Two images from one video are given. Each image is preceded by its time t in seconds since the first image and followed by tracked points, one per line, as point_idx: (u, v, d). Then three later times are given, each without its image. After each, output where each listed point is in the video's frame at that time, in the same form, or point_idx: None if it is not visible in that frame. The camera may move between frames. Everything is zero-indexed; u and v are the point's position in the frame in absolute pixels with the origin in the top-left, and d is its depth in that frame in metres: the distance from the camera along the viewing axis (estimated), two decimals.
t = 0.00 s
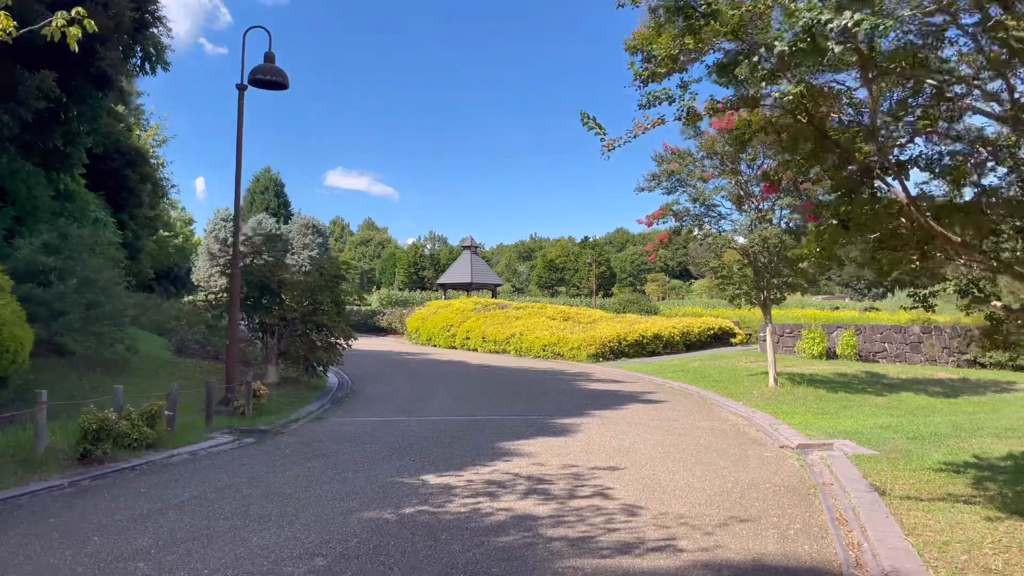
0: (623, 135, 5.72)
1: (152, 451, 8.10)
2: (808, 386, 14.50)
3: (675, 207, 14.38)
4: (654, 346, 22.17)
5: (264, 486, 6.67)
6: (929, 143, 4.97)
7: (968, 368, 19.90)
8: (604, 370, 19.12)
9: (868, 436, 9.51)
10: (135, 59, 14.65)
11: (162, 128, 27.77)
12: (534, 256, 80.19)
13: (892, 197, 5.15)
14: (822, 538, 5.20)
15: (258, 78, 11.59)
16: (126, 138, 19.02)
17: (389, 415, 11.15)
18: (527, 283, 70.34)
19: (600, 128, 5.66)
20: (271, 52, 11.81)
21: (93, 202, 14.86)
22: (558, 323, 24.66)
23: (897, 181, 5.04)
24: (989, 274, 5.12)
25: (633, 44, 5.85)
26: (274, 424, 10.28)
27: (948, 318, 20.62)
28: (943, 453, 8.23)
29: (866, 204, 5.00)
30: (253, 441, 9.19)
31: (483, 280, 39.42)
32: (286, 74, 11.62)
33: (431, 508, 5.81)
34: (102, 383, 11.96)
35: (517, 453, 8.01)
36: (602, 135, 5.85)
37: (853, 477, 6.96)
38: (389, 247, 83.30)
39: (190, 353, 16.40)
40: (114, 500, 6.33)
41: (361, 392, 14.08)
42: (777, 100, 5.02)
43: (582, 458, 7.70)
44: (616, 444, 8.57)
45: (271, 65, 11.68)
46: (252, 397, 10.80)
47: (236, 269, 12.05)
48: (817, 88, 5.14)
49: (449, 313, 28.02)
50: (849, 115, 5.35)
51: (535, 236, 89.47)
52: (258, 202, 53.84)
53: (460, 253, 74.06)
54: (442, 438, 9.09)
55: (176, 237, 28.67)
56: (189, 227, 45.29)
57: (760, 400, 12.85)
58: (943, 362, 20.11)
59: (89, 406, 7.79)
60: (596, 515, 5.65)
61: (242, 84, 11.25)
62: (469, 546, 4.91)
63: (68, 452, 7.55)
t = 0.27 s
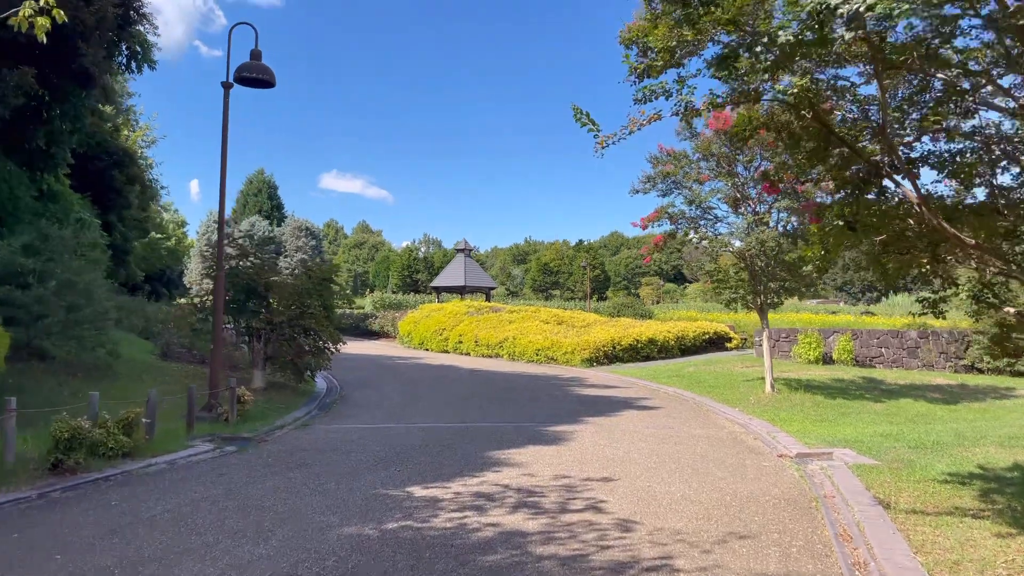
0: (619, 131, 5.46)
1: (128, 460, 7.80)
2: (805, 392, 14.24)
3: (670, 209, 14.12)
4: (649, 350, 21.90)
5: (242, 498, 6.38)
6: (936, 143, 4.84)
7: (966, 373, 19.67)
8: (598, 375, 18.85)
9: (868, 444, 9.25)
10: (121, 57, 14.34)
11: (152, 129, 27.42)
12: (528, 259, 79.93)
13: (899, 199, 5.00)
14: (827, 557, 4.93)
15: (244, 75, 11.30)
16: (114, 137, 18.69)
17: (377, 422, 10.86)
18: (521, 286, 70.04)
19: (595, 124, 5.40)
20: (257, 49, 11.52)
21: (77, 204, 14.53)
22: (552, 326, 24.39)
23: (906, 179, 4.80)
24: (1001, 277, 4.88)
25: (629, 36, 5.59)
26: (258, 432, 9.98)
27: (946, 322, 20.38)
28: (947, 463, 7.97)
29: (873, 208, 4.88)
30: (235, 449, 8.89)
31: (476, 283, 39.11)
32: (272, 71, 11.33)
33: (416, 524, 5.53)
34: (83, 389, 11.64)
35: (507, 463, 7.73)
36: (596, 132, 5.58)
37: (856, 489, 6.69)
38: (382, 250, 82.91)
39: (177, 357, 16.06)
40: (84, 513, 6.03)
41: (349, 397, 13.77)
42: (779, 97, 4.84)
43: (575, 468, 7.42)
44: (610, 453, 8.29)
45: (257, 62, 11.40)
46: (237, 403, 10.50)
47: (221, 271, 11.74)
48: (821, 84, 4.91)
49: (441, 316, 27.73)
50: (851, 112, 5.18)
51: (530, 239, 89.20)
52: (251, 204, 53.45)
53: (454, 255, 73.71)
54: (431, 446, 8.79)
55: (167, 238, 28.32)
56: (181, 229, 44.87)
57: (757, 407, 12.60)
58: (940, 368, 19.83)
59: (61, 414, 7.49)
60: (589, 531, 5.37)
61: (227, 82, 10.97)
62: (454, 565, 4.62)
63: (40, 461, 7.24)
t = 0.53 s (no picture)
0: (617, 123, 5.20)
1: (107, 466, 7.53)
2: (805, 396, 13.98)
3: (669, 209, 13.86)
4: (646, 353, 21.63)
5: (222, 506, 6.09)
6: (952, 134, 4.58)
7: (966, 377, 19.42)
8: (594, 378, 18.57)
9: (872, 450, 8.99)
10: (109, 54, 14.03)
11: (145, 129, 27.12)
12: (525, 262, 79.67)
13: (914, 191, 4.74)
14: (838, 571, 4.65)
15: (232, 71, 11.03)
16: (104, 137, 18.38)
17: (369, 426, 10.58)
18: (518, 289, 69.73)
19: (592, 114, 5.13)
20: (246, 44, 11.25)
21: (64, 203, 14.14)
22: (549, 329, 24.12)
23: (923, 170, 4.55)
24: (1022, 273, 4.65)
25: (628, 23, 5.33)
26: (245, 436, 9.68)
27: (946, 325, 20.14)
28: (955, 470, 7.71)
29: (886, 202, 4.63)
30: (220, 454, 8.59)
31: (472, 286, 38.83)
32: (261, 66, 11.06)
33: (403, 534, 5.24)
34: (65, 392, 11.33)
35: (501, 470, 7.44)
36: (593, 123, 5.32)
37: (863, 497, 6.42)
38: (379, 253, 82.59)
39: (165, 360, 15.75)
40: (55, 523, 5.73)
41: (341, 401, 13.47)
42: (788, 84, 4.58)
43: (571, 475, 7.13)
44: (607, 459, 8.01)
45: (246, 57, 11.13)
46: (223, 407, 10.20)
47: (208, 270, 11.44)
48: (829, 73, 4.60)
49: (436, 319, 27.44)
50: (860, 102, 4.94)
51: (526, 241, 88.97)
52: (246, 206, 53.13)
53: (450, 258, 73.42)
54: (422, 452, 8.50)
55: (160, 239, 27.99)
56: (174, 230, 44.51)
57: (757, 411, 12.33)
58: (941, 371, 19.55)
59: (36, 418, 7.22)
60: (586, 542, 5.09)
61: (215, 77, 10.69)
62: None
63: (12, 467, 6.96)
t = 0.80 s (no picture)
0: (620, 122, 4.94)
1: (89, 478, 7.21)
2: (810, 403, 13.70)
3: (670, 213, 13.61)
4: (646, 359, 21.35)
5: (205, 522, 5.79)
6: (976, 133, 4.33)
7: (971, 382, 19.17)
8: (594, 384, 18.29)
9: (883, 460, 8.70)
10: (101, 54, 13.73)
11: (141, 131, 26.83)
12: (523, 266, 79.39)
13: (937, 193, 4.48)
14: None
15: (224, 69, 10.76)
16: (97, 138, 18.09)
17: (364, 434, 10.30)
18: (516, 293, 69.41)
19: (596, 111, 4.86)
20: (238, 43, 10.98)
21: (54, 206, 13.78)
22: (548, 334, 23.84)
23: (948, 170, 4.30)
24: None
25: (633, 16, 5.06)
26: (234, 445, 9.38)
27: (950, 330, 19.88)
28: (970, 483, 7.43)
29: (908, 203, 4.38)
30: (208, 465, 8.28)
31: (470, 289, 38.55)
32: (254, 65, 10.79)
33: (394, 555, 4.95)
34: (51, 398, 11.03)
35: (499, 483, 7.14)
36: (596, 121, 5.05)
37: (878, 513, 6.13)
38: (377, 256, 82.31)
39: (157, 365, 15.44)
40: (28, 540, 5.43)
41: (335, 407, 13.18)
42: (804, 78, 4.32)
43: (572, 489, 6.84)
44: (609, 471, 7.72)
45: (238, 56, 10.86)
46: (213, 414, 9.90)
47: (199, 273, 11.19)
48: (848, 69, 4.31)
49: (434, 323, 27.16)
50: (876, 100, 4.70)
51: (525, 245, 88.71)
52: (244, 209, 52.83)
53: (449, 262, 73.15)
54: (417, 463, 8.20)
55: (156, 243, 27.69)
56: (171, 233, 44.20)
57: (761, 418, 12.05)
58: (944, 377, 19.31)
59: (14, 429, 6.92)
60: (589, 564, 4.80)
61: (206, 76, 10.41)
62: None
63: None
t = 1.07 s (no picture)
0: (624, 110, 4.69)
1: (70, 485, 6.94)
2: (814, 407, 13.44)
3: (672, 213, 13.36)
4: (648, 361, 21.08)
5: (187, 533, 5.52)
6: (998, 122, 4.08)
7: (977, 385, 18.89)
8: (595, 387, 18.02)
9: (892, 467, 8.43)
10: (93, 51, 13.47)
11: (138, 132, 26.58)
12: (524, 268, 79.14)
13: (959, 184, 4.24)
14: None
15: (215, 66, 10.50)
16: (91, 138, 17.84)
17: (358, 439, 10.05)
18: (516, 296, 69.13)
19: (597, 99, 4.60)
20: (230, 38, 10.72)
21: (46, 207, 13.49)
22: (548, 336, 23.58)
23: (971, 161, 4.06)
24: None
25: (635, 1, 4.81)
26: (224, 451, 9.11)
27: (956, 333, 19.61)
28: (984, 490, 7.16)
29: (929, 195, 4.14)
30: (196, 471, 8.02)
31: (470, 292, 38.28)
32: (246, 61, 10.53)
33: (383, 569, 4.68)
34: (39, 402, 10.76)
35: (495, 490, 6.87)
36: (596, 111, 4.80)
37: (891, 523, 5.87)
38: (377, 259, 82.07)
39: (150, 368, 15.17)
40: None
41: (330, 411, 12.92)
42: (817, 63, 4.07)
43: (572, 497, 6.58)
44: (610, 478, 7.45)
45: (229, 52, 10.60)
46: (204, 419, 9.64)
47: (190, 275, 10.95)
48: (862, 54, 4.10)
49: (433, 325, 26.90)
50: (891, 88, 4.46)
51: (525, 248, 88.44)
52: (243, 211, 52.60)
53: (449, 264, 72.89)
54: (411, 469, 7.94)
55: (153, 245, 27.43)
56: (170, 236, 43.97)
57: (765, 423, 11.78)
58: (950, 380, 19.05)
59: None
60: None
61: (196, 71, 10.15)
62: None
63: None
